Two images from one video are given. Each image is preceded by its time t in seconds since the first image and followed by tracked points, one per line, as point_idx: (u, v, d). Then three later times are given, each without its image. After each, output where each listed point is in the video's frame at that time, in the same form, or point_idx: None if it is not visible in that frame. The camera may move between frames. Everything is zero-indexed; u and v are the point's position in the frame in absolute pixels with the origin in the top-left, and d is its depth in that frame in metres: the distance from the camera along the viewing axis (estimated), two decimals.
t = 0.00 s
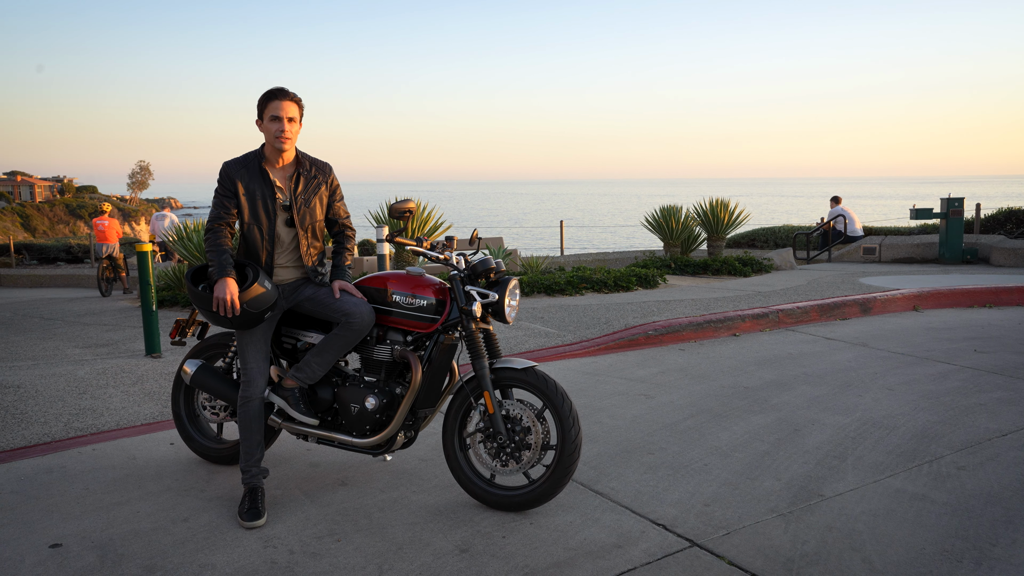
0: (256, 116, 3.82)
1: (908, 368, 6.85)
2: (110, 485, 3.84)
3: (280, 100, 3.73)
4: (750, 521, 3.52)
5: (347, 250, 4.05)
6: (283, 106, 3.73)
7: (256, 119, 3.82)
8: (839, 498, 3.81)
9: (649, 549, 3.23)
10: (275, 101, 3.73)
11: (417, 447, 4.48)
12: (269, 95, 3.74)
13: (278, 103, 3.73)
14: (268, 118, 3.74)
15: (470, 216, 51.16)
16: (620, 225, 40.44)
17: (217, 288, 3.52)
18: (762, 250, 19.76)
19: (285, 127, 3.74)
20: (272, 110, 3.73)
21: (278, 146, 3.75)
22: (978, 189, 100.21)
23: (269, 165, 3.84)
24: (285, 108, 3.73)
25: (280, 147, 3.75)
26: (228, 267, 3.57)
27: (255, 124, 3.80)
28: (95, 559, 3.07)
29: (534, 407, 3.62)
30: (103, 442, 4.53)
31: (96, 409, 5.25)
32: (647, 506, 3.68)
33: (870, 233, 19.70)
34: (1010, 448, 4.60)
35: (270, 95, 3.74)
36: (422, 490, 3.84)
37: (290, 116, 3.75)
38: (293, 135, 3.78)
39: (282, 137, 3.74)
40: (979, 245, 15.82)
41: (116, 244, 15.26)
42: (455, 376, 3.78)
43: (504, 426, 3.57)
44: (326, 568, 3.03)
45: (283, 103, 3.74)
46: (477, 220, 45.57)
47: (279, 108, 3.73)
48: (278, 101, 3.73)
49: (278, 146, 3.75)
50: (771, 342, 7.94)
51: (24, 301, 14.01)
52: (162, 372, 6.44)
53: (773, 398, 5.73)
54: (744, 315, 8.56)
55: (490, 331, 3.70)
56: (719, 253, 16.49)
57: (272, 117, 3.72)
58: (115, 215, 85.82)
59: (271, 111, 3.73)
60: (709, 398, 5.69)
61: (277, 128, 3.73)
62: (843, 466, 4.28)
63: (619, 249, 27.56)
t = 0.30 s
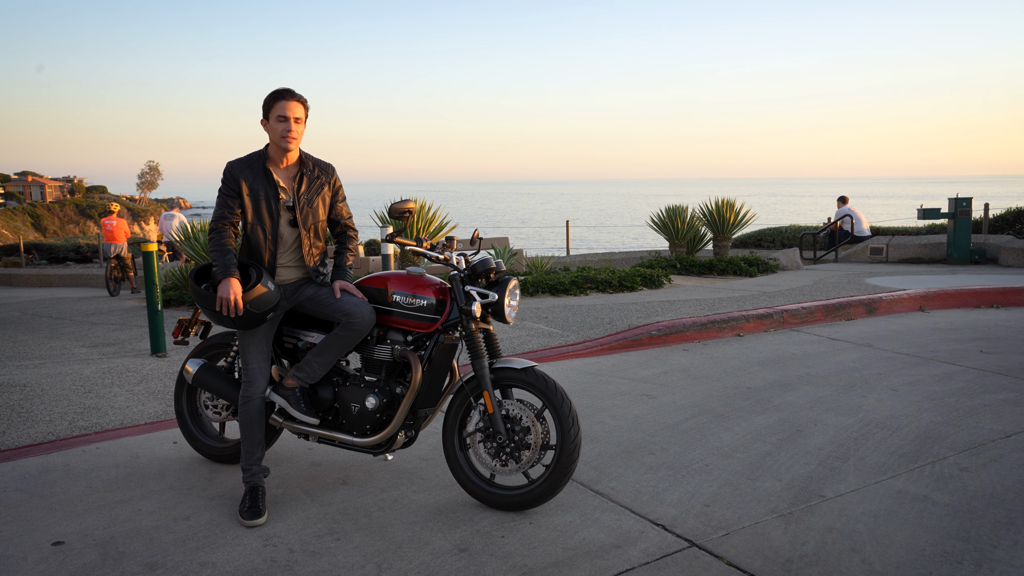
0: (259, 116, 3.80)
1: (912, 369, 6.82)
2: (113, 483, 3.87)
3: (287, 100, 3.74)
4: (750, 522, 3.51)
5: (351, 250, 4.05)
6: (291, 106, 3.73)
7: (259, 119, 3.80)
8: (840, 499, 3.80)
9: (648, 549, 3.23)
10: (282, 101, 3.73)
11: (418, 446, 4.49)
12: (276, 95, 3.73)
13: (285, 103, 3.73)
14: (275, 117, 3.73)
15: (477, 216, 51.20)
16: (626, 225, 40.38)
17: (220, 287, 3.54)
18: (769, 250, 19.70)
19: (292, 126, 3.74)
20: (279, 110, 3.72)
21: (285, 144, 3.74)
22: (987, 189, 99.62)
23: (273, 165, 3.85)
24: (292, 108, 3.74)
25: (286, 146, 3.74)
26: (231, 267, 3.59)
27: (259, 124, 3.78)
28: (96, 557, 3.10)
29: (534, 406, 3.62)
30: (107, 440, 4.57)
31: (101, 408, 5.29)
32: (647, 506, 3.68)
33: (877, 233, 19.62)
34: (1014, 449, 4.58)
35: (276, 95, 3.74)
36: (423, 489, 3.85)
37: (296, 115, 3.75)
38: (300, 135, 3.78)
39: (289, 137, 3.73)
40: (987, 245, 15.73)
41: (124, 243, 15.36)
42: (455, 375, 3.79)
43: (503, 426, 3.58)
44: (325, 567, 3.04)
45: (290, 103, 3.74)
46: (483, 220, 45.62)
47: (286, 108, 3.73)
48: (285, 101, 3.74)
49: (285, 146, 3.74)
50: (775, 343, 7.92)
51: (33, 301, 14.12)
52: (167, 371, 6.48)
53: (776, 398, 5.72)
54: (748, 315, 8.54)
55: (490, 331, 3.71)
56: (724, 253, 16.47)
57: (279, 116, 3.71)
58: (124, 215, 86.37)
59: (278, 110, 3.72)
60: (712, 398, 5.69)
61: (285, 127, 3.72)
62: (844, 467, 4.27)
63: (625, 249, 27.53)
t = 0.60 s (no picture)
0: (266, 115, 3.76)
1: (918, 369, 6.79)
2: (117, 481, 3.89)
3: (297, 100, 3.73)
4: (751, 522, 3.51)
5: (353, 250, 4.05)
6: (302, 107, 3.74)
7: (266, 119, 3.76)
8: (842, 500, 3.79)
9: (648, 549, 3.23)
10: (293, 102, 3.72)
11: (421, 446, 4.50)
12: (286, 95, 3.71)
13: (297, 104, 3.73)
14: (286, 118, 3.72)
15: (483, 216, 51.23)
16: (632, 225, 40.32)
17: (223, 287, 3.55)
18: (775, 251, 19.63)
19: (305, 127, 3.76)
20: (291, 111, 3.72)
21: (299, 146, 3.77)
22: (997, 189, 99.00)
23: (276, 164, 3.86)
24: (303, 108, 3.74)
25: (300, 147, 3.76)
26: (233, 267, 3.60)
27: (267, 123, 3.75)
28: (99, 554, 3.12)
29: (535, 406, 3.62)
30: (112, 439, 4.59)
31: (107, 407, 5.32)
32: (648, 506, 3.68)
33: (885, 233, 19.52)
34: (1018, 450, 4.55)
35: (287, 95, 3.72)
36: (424, 488, 3.86)
37: (307, 116, 3.76)
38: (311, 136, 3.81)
39: (302, 138, 3.75)
40: (995, 245, 15.63)
41: (132, 243, 15.45)
42: (457, 375, 3.79)
43: (504, 426, 3.58)
44: (325, 566, 3.06)
45: (300, 103, 3.75)
46: (490, 220, 45.63)
47: (297, 109, 3.73)
48: (297, 102, 3.73)
49: (298, 148, 3.76)
50: (779, 343, 7.89)
51: (42, 300, 14.21)
52: (173, 370, 6.52)
53: (780, 398, 5.70)
54: (753, 315, 8.51)
55: (491, 330, 3.72)
56: (730, 253, 16.42)
57: (292, 118, 3.71)
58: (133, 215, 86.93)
59: (289, 111, 3.71)
60: (716, 398, 5.68)
61: (300, 128, 3.74)
62: (847, 467, 4.26)
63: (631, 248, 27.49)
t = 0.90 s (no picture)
0: (265, 115, 3.78)
1: (922, 369, 6.75)
2: (118, 478, 3.91)
3: (297, 99, 3.75)
4: (750, 521, 3.50)
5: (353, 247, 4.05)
6: (302, 105, 3.75)
7: (266, 118, 3.77)
8: (843, 499, 3.77)
9: (647, 547, 3.23)
10: (292, 101, 3.73)
11: (422, 444, 4.51)
12: (286, 94, 3.73)
13: (297, 102, 3.74)
14: (286, 117, 3.72)
15: (489, 216, 51.24)
16: (638, 225, 40.24)
17: (223, 285, 3.56)
18: (781, 250, 19.56)
19: (304, 126, 3.76)
20: (291, 109, 3.73)
21: (299, 144, 3.77)
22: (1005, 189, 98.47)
23: (276, 163, 3.87)
24: (303, 107, 3.75)
25: (300, 146, 3.77)
26: (234, 265, 3.61)
27: (266, 122, 3.76)
28: (99, 551, 3.13)
29: (535, 404, 3.62)
30: (114, 436, 4.61)
31: (110, 405, 5.34)
32: (648, 505, 3.67)
33: (891, 233, 19.43)
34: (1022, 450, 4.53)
35: (287, 95, 3.73)
36: (424, 487, 3.87)
37: (307, 115, 3.77)
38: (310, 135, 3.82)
39: (301, 137, 3.76)
40: (1003, 245, 15.53)
41: (139, 243, 15.52)
42: (457, 373, 3.80)
43: (504, 424, 3.59)
44: (324, 563, 3.06)
45: (300, 102, 3.76)
46: (496, 220, 45.64)
47: (296, 108, 3.74)
48: (297, 101, 3.75)
49: (298, 146, 3.77)
50: (783, 342, 7.87)
51: (49, 299, 14.28)
52: (176, 369, 6.54)
53: (782, 398, 5.68)
54: (757, 314, 8.49)
55: (491, 328, 3.72)
56: (735, 253, 16.38)
57: (291, 116, 3.72)
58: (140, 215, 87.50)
59: (289, 110, 3.72)
60: (718, 397, 5.66)
61: (299, 127, 3.74)
62: (849, 467, 4.24)
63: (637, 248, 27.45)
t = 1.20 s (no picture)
0: (265, 113, 3.78)
1: (927, 369, 6.72)
2: (120, 477, 3.93)
3: (296, 98, 3.76)
4: (751, 521, 3.49)
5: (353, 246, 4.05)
6: (301, 105, 3.76)
7: (265, 117, 3.78)
8: (844, 500, 3.75)
9: (645, 547, 3.22)
10: (291, 100, 3.74)
11: (423, 443, 4.51)
12: (286, 93, 3.73)
13: (296, 101, 3.74)
14: (285, 116, 3.73)
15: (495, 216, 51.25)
16: (644, 225, 40.17)
17: (224, 285, 3.57)
18: (787, 250, 19.48)
19: (304, 125, 3.77)
20: (290, 108, 3.73)
21: (298, 143, 3.78)
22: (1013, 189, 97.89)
23: (276, 162, 3.87)
24: (303, 106, 3.76)
25: (299, 145, 3.78)
26: (234, 264, 3.62)
27: (266, 121, 3.76)
28: (100, 548, 3.14)
29: (534, 404, 3.62)
30: (117, 435, 4.63)
31: (113, 403, 5.37)
32: (647, 505, 3.66)
33: (899, 233, 19.32)
34: None
35: (287, 94, 3.74)
36: (424, 486, 3.87)
37: (306, 114, 3.78)
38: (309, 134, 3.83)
39: (301, 136, 3.77)
40: (1011, 245, 15.42)
41: (146, 243, 15.59)
42: (456, 373, 3.80)
43: (504, 423, 3.58)
44: (322, 562, 3.07)
45: (300, 101, 3.77)
46: (502, 220, 45.62)
47: (295, 107, 3.74)
48: (296, 100, 3.75)
49: (297, 145, 3.78)
50: (787, 342, 7.84)
51: (57, 299, 14.36)
52: (180, 368, 6.56)
53: (785, 398, 5.66)
54: (761, 314, 8.46)
55: (491, 327, 3.73)
56: (741, 253, 16.32)
57: (290, 115, 3.72)
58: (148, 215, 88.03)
59: (288, 109, 3.73)
60: (720, 397, 5.65)
61: (299, 126, 3.75)
62: (851, 467, 4.22)
63: (642, 248, 27.41)
